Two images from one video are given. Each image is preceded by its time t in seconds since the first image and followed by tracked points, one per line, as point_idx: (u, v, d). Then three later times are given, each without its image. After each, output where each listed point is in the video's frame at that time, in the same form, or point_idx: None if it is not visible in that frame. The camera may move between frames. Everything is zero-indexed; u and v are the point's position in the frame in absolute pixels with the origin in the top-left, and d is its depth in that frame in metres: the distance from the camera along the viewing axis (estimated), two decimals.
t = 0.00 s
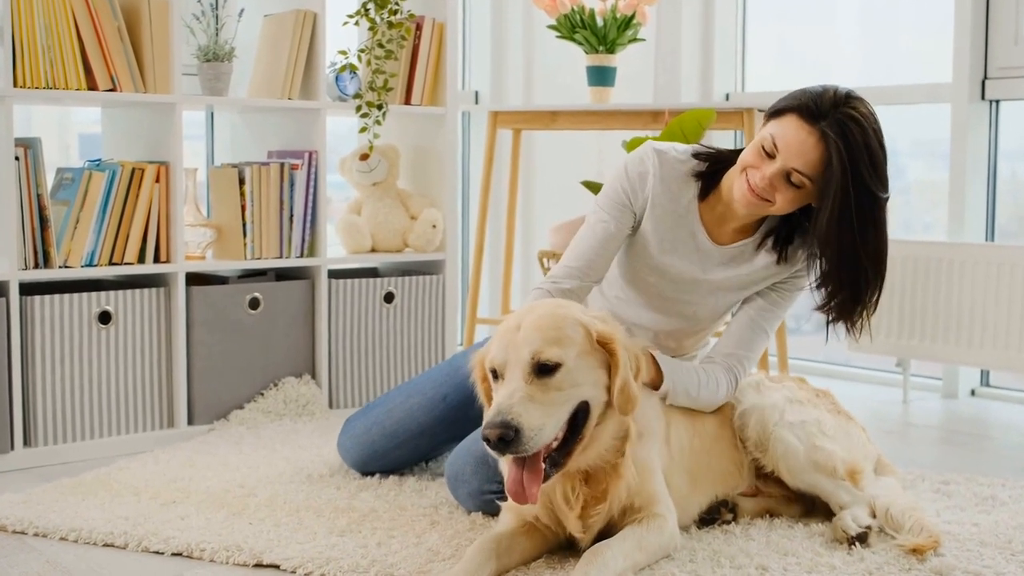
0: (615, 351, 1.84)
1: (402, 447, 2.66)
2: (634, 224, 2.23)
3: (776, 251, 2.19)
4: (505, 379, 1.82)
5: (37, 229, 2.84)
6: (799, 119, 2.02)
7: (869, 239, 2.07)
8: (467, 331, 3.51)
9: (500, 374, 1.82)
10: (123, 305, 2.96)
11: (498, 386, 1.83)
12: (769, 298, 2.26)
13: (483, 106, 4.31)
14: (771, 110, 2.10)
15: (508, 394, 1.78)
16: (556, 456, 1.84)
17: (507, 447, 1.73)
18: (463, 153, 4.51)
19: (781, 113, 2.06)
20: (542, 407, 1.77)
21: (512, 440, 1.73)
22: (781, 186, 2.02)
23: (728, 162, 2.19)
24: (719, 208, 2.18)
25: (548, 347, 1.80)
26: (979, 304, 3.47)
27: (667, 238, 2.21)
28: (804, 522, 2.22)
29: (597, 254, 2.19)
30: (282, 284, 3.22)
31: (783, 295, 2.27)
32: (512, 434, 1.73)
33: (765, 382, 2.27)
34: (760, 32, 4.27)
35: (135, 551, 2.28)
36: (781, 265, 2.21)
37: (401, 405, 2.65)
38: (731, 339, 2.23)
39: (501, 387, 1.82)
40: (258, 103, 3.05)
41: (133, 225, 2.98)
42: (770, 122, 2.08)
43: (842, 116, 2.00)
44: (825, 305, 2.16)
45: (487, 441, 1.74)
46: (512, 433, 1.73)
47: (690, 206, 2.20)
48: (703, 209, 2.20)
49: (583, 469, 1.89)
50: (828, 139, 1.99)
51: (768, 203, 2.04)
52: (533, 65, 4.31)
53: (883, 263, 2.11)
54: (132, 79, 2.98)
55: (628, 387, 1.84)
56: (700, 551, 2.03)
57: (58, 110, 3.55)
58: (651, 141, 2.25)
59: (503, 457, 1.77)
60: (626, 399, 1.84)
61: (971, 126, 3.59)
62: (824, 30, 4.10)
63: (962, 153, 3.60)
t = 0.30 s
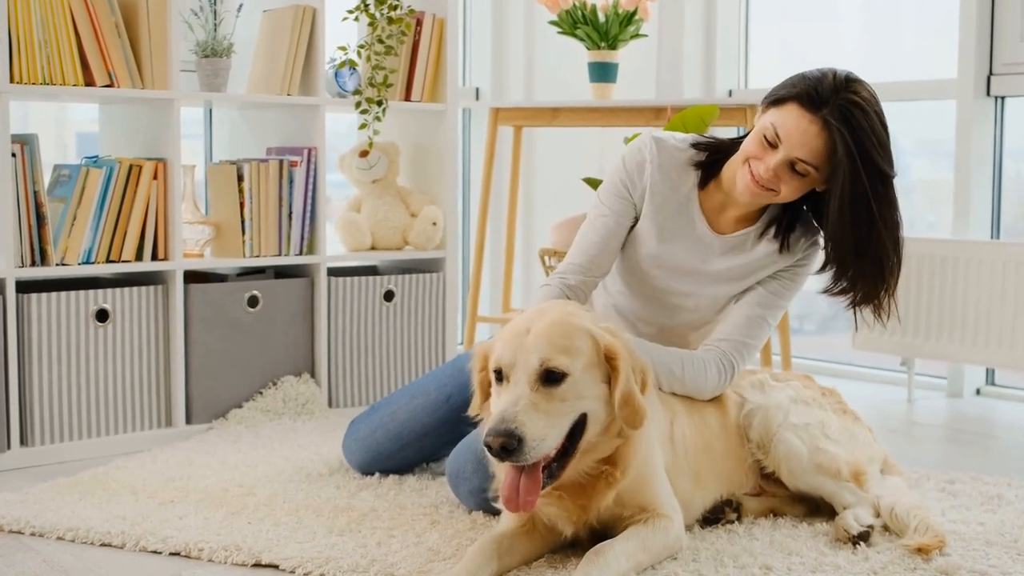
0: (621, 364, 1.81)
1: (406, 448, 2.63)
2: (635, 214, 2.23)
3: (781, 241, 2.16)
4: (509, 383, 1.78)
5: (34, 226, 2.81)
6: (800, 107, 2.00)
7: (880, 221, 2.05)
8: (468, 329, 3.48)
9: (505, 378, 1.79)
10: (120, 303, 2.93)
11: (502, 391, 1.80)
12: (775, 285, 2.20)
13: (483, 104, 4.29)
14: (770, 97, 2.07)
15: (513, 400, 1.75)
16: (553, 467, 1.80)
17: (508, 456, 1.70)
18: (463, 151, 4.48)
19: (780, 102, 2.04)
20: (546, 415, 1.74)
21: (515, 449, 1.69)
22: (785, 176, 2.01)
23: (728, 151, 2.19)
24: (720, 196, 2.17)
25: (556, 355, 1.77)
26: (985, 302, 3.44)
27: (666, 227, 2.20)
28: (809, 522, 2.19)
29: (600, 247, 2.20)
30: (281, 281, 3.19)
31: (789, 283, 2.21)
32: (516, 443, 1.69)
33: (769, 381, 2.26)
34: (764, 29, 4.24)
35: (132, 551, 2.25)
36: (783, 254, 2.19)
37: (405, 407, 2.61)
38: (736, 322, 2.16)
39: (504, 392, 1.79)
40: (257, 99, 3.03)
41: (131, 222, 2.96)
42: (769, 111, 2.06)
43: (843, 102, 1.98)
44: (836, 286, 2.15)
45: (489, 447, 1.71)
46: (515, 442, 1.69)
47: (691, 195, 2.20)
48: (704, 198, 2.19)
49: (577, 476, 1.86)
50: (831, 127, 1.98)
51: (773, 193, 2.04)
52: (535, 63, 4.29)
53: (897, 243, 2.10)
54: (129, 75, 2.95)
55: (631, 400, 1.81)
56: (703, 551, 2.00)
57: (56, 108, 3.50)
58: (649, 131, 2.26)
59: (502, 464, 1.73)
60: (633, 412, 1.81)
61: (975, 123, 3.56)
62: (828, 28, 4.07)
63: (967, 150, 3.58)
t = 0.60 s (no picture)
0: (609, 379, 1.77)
1: (404, 452, 2.61)
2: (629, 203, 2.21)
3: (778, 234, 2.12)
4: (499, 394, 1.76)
5: (30, 223, 2.78)
6: (800, 96, 1.98)
7: (886, 210, 2.03)
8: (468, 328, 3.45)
9: (495, 389, 1.77)
10: (118, 301, 2.90)
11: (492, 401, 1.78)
12: (768, 277, 2.12)
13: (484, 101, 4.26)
14: (768, 88, 2.06)
15: (501, 411, 1.73)
16: (545, 480, 1.78)
17: (493, 469, 1.68)
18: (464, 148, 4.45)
19: (779, 92, 2.03)
20: (533, 427, 1.72)
21: (500, 462, 1.68)
22: (789, 166, 1.99)
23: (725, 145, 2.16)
24: (716, 189, 2.15)
25: (545, 367, 1.74)
26: (990, 299, 3.41)
27: (658, 218, 2.18)
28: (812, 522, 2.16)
29: (598, 240, 2.20)
30: (279, 279, 3.16)
31: (782, 281, 2.13)
32: (501, 456, 1.68)
33: (774, 386, 2.22)
34: (766, 25, 4.21)
35: (129, 551, 2.22)
36: (780, 250, 2.13)
37: (404, 409, 2.59)
38: (726, 311, 2.08)
39: (494, 402, 1.77)
40: (255, 95, 3.00)
41: (128, 219, 2.93)
42: (767, 101, 2.05)
43: (844, 89, 1.97)
44: (839, 278, 2.12)
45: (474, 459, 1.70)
46: (501, 455, 1.68)
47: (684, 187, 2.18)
48: (700, 191, 2.17)
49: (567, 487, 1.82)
50: (832, 115, 1.96)
51: (776, 184, 2.02)
52: (536, 60, 4.26)
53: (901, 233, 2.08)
54: (126, 70, 2.91)
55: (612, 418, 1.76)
56: (706, 551, 1.98)
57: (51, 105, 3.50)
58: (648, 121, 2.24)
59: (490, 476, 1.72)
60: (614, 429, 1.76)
61: (980, 119, 3.53)
62: (832, 25, 4.04)
63: (972, 147, 3.54)
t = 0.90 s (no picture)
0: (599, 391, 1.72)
1: (403, 452, 2.58)
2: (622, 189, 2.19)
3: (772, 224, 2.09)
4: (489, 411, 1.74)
5: (25, 221, 2.75)
6: (808, 78, 1.98)
7: (888, 196, 2.03)
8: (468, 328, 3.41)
9: (484, 406, 1.74)
10: (114, 300, 2.87)
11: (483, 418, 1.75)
12: (766, 262, 2.07)
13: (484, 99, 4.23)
14: (770, 73, 2.04)
15: (491, 429, 1.70)
16: (541, 494, 1.76)
17: (487, 487, 1.67)
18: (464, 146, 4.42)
19: (782, 76, 2.02)
20: (526, 443, 1.69)
21: (494, 481, 1.66)
22: (796, 149, 1.98)
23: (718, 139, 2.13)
24: (712, 179, 2.11)
25: (533, 383, 1.71)
26: (995, 299, 3.37)
27: (649, 207, 2.14)
28: (816, 523, 2.14)
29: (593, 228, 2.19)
30: (277, 278, 3.13)
31: (782, 269, 2.07)
32: (494, 475, 1.66)
33: (779, 391, 2.16)
34: (769, 23, 4.18)
35: (124, 553, 2.19)
36: (775, 236, 2.09)
37: (403, 409, 2.56)
38: (720, 290, 2.03)
39: (485, 419, 1.75)
40: (252, 92, 2.97)
41: (124, 216, 2.90)
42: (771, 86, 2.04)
43: (851, 71, 1.97)
44: (835, 267, 2.10)
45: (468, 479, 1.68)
46: (494, 474, 1.66)
47: (677, 179, 2.14)
48: (694, 181, 2.13)
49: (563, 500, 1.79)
50: (841, 95, 1.96)
51: (782, 168, 2.00)
52: (536, 58, 4.23)
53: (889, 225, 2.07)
54: (122, 67, 2.89)
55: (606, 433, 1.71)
56: (709, 552, 1.95)
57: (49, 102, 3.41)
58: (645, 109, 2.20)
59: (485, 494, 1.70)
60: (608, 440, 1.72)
61: (985, 117, 3.50)
62: (836, 24, 4.01)
63: (977, 145, 3.51)
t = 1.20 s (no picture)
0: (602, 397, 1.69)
1: (403, 453, 2.55)
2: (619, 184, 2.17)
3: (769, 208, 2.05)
4: (490, 421, 1.70)
5: (20, 219, 2.72)
6: (808, 66, 1.95)
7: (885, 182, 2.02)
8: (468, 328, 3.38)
9: (485, 415, 1.71)
10: (110, 299, 2.84)
11: (484, 427, 1.72)
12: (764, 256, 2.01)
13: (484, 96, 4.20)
14: (766, 62, 2.02)
15: (495, 438, 1.67)
16: (546, 502, 1.72)
17: (493, 497, 1.63)
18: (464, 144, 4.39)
19: (780, 64, 1.99)
20: (530, 451, 1.66)
21: (500, 491, 1.62)
22: (796, 137, 1.95)
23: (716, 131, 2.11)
24: (709, 170, 2.08)
25: (537, 390, 1.68)
26: (1001, 298, 3.34)
27: (645, 198, 2.12)
28: (820, 525, 2.10)
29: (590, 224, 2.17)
30: (275, 277, 3.10)
31: (781, 261, 2.02)
32: (500, 484, 1.62)
33: (783, 395, 2.13)
34: (773, 21, 4.15)
35: (120, 554, 2.16)
36: (773, 223, 2.04)
37: (403, 408, 2.53)
38: (716, 287, 1.98)
39: (486, 428, 1.71)
40: (249, 88, 2.95)
41: (120, 214, 2.87)
42: (768, 74, 2.01)
43: (849, 57, 1.95)
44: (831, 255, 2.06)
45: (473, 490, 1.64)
46: (500, 483, 1.62)
47: (674, 172, 2.12)
48: (691, 173, 2.11)
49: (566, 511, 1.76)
50: (840, 80, 1.94)
51: (781, 157, 1.97)
52: (537, 56, 4.21)
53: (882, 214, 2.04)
54: (119, 64, 2.86)
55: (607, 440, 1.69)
56: (711, 554, 1.91)
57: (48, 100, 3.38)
58: (644, 104, 2.19)
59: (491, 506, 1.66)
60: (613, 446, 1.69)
61: (990, 115, 3.47)
62: (839, 21, 3.98)
63: (982, 143, 3.48)
